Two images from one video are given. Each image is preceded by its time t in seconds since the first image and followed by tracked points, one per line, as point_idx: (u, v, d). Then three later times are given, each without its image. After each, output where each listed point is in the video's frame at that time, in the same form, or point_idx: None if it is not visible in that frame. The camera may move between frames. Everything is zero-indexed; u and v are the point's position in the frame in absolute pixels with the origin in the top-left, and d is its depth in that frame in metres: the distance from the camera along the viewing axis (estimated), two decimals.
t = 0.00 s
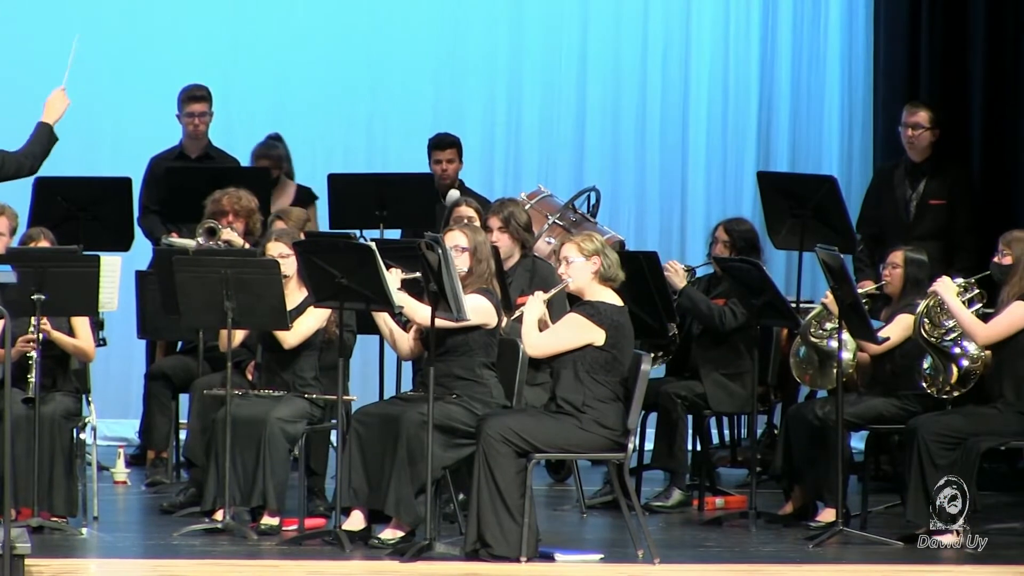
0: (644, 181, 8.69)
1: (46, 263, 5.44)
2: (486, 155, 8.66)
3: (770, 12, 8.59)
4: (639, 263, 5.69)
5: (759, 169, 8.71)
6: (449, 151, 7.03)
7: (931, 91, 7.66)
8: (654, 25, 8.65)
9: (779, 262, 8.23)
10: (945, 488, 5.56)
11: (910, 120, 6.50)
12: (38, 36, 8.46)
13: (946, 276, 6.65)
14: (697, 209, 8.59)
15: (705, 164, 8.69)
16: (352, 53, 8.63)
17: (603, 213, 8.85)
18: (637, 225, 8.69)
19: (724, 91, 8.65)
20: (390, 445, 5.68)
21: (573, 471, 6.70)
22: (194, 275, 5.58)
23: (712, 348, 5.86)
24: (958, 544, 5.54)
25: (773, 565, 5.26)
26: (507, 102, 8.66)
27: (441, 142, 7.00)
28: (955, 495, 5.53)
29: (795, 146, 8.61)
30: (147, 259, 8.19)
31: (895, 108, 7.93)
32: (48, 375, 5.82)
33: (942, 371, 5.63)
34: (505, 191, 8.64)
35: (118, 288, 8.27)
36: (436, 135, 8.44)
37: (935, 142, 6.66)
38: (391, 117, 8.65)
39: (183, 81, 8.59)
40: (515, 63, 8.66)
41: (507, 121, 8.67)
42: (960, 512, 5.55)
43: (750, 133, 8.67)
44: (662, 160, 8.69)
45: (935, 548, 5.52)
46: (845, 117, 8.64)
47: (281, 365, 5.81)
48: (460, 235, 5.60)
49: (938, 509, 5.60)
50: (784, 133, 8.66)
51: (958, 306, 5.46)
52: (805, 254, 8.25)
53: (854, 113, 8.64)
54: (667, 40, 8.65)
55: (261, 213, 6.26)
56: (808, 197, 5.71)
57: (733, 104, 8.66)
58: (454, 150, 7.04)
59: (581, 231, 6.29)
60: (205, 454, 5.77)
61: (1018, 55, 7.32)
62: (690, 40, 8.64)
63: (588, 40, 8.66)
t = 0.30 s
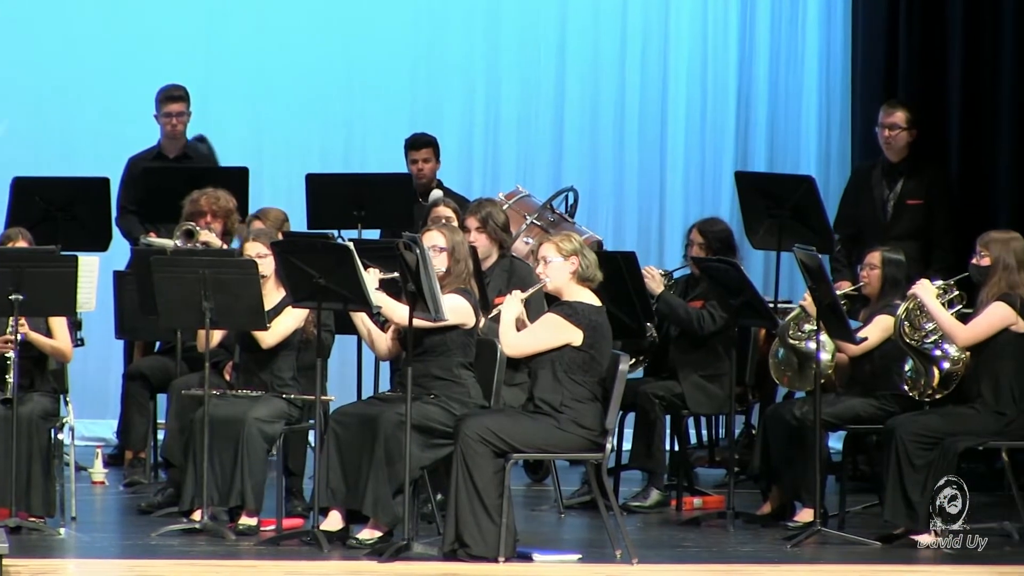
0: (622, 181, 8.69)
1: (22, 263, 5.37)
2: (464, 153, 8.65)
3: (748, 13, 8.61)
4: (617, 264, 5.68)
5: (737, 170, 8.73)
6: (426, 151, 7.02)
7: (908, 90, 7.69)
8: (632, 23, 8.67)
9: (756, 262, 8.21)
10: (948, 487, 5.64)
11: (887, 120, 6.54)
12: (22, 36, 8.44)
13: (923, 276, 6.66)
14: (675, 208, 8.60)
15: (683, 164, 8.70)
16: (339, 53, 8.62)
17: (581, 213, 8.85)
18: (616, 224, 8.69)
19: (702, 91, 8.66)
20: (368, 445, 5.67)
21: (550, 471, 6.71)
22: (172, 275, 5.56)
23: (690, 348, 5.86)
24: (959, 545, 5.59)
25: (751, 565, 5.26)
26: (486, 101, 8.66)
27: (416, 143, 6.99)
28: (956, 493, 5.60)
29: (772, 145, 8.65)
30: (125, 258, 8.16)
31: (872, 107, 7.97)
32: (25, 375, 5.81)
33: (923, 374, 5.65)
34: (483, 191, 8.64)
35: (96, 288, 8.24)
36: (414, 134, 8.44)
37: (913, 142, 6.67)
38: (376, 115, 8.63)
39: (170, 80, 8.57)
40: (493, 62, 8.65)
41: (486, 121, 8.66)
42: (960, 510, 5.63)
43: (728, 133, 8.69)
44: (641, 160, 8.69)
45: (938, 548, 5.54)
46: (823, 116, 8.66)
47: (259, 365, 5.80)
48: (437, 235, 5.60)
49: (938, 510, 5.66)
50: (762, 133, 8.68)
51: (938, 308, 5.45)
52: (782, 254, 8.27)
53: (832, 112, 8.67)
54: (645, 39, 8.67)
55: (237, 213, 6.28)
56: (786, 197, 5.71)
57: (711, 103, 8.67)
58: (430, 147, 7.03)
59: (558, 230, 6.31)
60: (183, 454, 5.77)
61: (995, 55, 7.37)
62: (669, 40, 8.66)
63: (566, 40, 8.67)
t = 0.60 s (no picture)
0: (599, 181, 8.70)
1: None
2: (441, 151, 8.65)
3: (725, 13, 8.63)
4: (594, 264, 5.67)
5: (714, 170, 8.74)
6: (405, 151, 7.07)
7: (885, 91, 7.74)
8: (609, 23, 8.68)
9: (733, 262, 8.29)
10: (946, 487, 5.83)
11: (864, 120, 6.54)
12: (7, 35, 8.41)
13: (900, 276, 6.66)
14: (652, 209, 8.61)
15: (660, 164, 8.71)
16: (324, 53, 8.61)
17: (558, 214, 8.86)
18: (592, 224, 8.70)
19: (679, 91, 8.68)
20: (345, 446, 5.66)
21: (527, 471, 6.73)
22: (149, 276, 5.55)
23: (668, 349, 5.87)
24: (959, 545, 5.61)
25: (729, 565, 5.26)
26: (463, 101, 8.66)
27: (393, 143, 7.04)
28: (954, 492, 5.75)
29: (749, 146, 8.67)
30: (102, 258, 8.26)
31: (850, 106, 8.00)
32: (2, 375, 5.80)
33: (904, 379, 5.65)
34: (460, 191, 8.64)
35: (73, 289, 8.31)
36: (394, 134, 8.45)
37: (889, 142, 6.68)
38: (361, 115, 8.63)
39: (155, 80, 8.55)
40: (470, 62, 8.66)
41: (462, 120, 8.66)
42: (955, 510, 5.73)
43: (705, 133, 8.70)
44: (618, 160, 8.70)
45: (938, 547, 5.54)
46: (800, 115, 8.69)
47: (236, 366, 5.80)
48: (415, 235, 5.60)
49: (940, 509, 5.79)
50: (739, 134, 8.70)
51: (915, 312, 5.45)
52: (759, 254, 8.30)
53: (810, 112, 8.68)
54: (623, 40, 8.68)
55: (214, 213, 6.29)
56: (763, 198, 5.71)
57: (688, 104, 8.69)
58: (409, 149, 7.10)
59: (536, 230, 6.32)
60: (160, 455, 5.77)
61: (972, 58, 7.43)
62: (646, 41, 8.67)
63: (542, 40, 8.67)
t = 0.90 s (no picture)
0: (575, 182, 8.71)
1: None
2: (418, 148, 8.64)
3: (700, 13, 8.66)
4: (569, 264, 5.67)
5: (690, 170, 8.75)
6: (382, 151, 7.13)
7: (861, 92, 7.74)
8: (585, 23, 8.69)
9: (708, 262, 8.29)
10: (947, 488, 5.92)
11: (839, 120, 6.55)
12: None
13: (875, 275, 6.68)
14: (627, 209, 8.61)
15: (636, 164, 8.71)
16: (308, 53, 8.60)
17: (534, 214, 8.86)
18: (568, 223, 8.71)
19: (655, 91, 8.69)
20: (321, 446, 5.66)
21: (502, 471, 6.76)
22: (125, 276, 5.54)
23: (643, 349, 5.88)
24: (959, 545, 5.64)
25: (705, 565, 5.26)
26: (439, 100, 8.65)
27: (369, 145, 7.12)
28: (955, 495, 5.83)
29: (725, 146, 8.68)
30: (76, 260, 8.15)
31: (826, 106, 7.99)
32: None
33: (878, 378, 5.65)
34: (437, 191, 8.62)
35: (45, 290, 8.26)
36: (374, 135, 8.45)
37: (864, 142, 6.69)
38: (345, 115, 8.62)
39: (139, 80, 8.52)
40: (446, 64, 8.66)
41: (438, 121, 8.65)
42: (960, 511, 5.82)
43: (681, 133, 8.71)
44: (593, 160, 8.72)
45: (937, 549, 5.61)
46: (776, 116, 8.70)
47: (212, 367, 5.80)
48: (391, 236, 5.60)
49: (940, 509, 5.89)
50: (714, 134, 8.70)
51: (890, 311, 5.46)
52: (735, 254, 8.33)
53: (785, 112, 8.70)
54: (598, 41, 8.70)
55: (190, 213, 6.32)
56: (738, 198, 5.72)
57: (664, 104, 8.70)
58: (388, 149, 7.15)
59: (512, 230, 6.36)
60: (136, 455, 5.76)
61: (947, 60, 7.47)
62: (621, 41, 8.69)
63: (518, 40, 8.69)
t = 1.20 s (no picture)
0: (552, 183, 8.71)
1: None
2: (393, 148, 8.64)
3: (677, 14, 8.66)
4: (545, 264, 5.65)
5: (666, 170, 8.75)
6: (371, 151, 7.18)
7: (838, 90, 7.72)
8: (561, 24, 8.70)
9: (685, 262, 8.34)
10: (945, 488, 5.92)
11: (816, 120, 6.55)
12: None
13: (852, 276, 6.68)
14: (603, 210, 8.61)
15: (612, 165, 8.72)
16: (292, 52, 8.61)
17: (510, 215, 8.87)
18: (544, 224, 8.71)
19: (631, 92, 8.70)
20: (297, 446, 5.64)
21: (478, 472, 6.79)
22: (101, 276, 5.52)
23: (620, 349, 5.88)
24: (959, 545, 5.62)
25: (680, 565, 5.25)
26: (415, 101, 8.65)
27: (358, 143, 7.17)
28: (953, 495, 5.86)
29: (702, 146, 8.68)
30: (55, 258, 8.21)
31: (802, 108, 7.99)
32: None
33: (855, 379, 5.66)
34: (412, 193, 8.63)
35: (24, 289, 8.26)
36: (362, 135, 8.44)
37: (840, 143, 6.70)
38: (328, 115, 8.62)
39: (125, 79, 8.52)
40: (423, 66, 8.66)
41: (414, 123, 8.66)
42: (960, 511, 5.83)
43: (657, 133, 8.72)
44: (570, 161, 8.72)
45: (935, 549, 5.61)
46: (752, 117, 8.70)
47: (188, 367, 5.80)
48: (367, 236, 5.59)
49: (940, 510, 5.89)
50: (691, 135, 8.70)
51: (866, 312, 5.45)
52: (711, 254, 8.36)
53: (761, 113, 8.69)
54: (574, 41, 8.70)
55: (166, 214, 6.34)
56: (713, 197, 5.72)
57: (639, 107, 8.70)
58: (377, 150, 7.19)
59: (487, 230, 6.40)
60: (112, 455, 5.76)
61: (923, 64, 7.49)
62: (598, 41, 8.70)
63: (494, 41, 8.69)
